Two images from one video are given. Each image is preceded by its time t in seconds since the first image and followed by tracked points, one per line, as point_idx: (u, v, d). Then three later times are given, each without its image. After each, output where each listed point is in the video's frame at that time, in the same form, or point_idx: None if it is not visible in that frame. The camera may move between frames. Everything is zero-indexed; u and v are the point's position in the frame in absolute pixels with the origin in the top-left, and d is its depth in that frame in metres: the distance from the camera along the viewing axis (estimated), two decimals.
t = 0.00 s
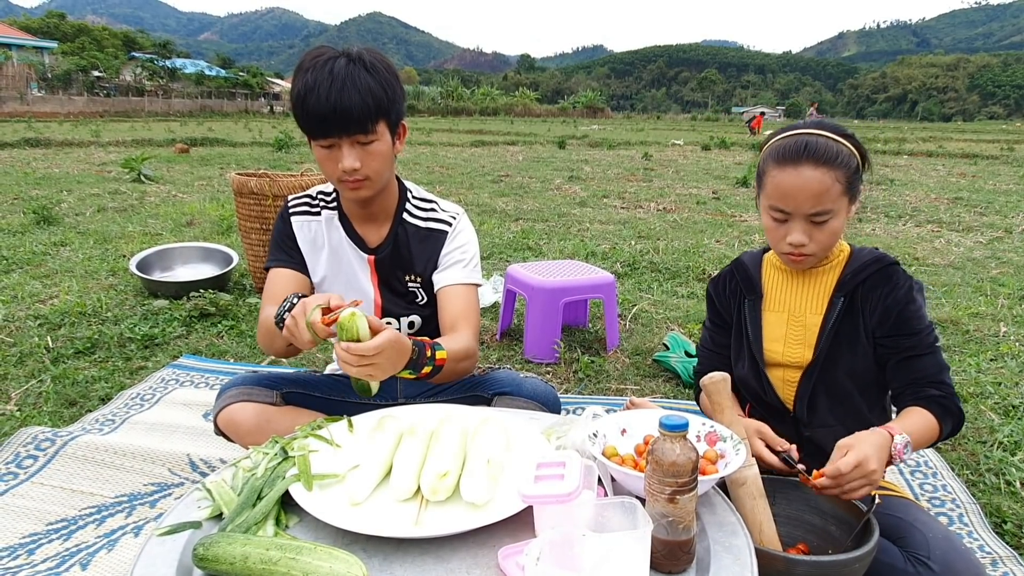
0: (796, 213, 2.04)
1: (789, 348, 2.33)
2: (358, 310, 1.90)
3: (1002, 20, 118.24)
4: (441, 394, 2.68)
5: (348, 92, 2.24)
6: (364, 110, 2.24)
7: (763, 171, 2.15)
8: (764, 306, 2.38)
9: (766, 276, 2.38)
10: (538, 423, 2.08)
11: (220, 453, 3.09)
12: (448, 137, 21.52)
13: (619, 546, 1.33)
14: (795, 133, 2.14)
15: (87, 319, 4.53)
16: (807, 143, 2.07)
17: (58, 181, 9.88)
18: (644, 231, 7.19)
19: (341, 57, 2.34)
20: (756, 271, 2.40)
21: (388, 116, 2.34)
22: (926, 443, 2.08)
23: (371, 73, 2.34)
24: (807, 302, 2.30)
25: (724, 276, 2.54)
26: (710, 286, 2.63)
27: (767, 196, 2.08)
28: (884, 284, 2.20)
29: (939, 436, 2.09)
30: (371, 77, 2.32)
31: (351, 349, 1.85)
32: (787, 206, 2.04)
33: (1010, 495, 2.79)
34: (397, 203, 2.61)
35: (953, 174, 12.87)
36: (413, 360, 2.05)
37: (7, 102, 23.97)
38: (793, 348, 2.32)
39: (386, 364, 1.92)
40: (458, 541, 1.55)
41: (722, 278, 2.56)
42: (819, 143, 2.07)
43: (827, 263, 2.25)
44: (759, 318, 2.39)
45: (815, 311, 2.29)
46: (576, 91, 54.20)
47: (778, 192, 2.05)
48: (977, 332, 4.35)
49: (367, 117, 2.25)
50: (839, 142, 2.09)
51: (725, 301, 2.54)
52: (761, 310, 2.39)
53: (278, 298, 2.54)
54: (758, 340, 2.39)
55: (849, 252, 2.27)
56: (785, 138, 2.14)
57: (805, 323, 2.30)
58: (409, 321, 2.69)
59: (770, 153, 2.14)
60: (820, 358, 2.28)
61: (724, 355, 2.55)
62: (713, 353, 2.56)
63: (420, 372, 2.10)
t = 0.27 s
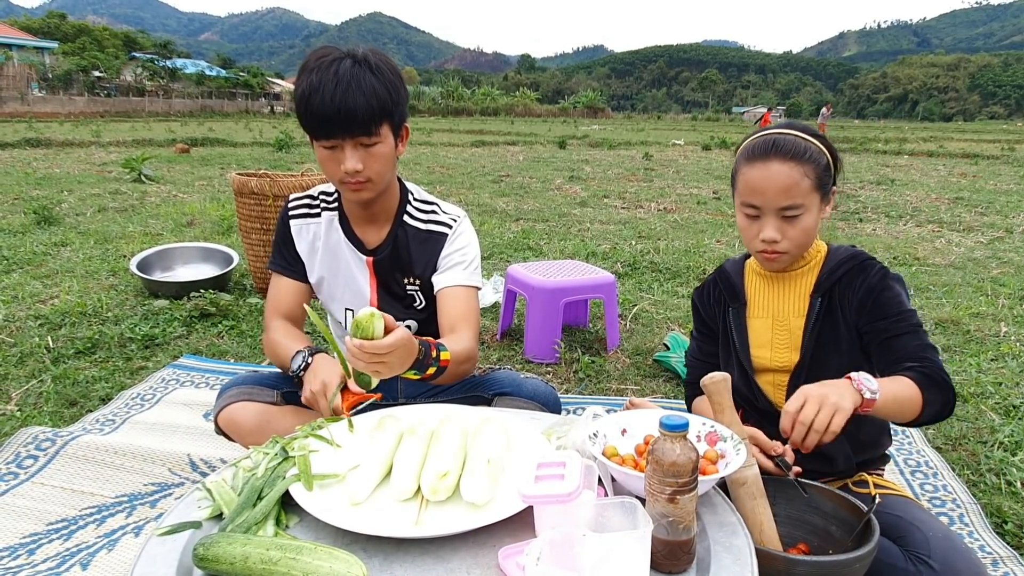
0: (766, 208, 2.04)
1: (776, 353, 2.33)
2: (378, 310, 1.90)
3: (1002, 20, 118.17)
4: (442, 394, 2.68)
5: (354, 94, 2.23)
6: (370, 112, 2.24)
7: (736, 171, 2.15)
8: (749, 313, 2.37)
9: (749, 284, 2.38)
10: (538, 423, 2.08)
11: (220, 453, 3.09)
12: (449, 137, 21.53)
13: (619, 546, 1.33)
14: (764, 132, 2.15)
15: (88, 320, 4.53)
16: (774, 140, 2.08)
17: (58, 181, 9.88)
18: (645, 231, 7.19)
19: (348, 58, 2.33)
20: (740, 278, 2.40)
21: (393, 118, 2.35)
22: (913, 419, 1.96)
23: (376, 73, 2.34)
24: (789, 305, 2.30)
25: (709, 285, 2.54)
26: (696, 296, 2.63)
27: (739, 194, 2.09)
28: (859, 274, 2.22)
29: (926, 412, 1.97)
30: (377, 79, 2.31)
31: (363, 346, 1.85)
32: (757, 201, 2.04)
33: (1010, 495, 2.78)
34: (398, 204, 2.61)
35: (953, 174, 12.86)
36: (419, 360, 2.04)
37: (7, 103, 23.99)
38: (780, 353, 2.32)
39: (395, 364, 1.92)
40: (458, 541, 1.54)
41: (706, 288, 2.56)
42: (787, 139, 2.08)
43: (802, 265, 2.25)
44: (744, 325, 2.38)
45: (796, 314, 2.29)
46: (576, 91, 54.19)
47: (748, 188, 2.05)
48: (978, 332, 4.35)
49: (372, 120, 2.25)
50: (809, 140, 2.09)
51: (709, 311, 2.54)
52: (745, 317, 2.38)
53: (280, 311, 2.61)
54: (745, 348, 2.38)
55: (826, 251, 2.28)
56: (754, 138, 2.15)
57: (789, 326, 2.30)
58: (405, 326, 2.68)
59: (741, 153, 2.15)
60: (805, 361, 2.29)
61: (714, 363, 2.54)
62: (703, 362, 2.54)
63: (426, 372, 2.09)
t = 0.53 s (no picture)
0: (740, 210, 2.04)
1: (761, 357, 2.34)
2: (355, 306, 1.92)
3: (1003, 20, 118.13)
4: (442, 394, 2.68)
5: (350, 93, 2.23)
6: (366, 110, 2.24)
7: (711, 177, 2.16)
8: (732, 319, 2.39)
9: (731, 290, 2.40)
10: (538, 423, 2.08)
11: (221, 452, 3.09)
12: (449, 138, 21.53)
13: (620, 547, 1.33)
14: (738, 137, 2.16)
15: (89, 319, 4.53)
16: (744, 143, 2.09)
17: (59, 182, 9.89)
18: (645, 231, 7.19)
19: (343, 57, 2.33)
20: (723, 286, 2.42)
21: (391, 116, 2.34)
22: (841, 388, 1.84)
23: (373, 72, 2.34)
24: (764, 309, 2.31)
25: (696, 294, 2.56)
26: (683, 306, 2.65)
27: (713, 197, 2.09)
28: (818, 265, 2.21)
29: (855, 377, 1.85)
30: (374, 78, 2.32)
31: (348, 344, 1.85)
32: (729, 203, 2.04)
33: (1011, 495, 2.78)
34: (398, 203, 2.61)
35: (954, 174, 12.85)
36: (414, 358, 2.04)
37: (8, 103, 23.99)
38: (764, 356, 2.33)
39: (386, 362, 1.91)
40: (459, 541, 1.55)
41: (694, 296, 2.58)
42: (757, 142, 2.08)
43: (777, 269, 2.26)
44: (728, 332, 2.39)
45: (774, 316, 2.30)
46: (577, 91, 54.17)
47: (721, 191, 2.05)
48: (979, 332, 4.35)
49: (368, 118, 2.25)
50: (779, 142, 2.10)
51: (697, 319, 2.55)
52: (729, 323, 2.39)
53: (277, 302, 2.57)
54: (729, 354, 2.39)
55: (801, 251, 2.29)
56: (728, 143, 2.16)
57: (769, 330, 2.31)
58: (409, 321, 2.70)
59: (714, 159, 2.16)
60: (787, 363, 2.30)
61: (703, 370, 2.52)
62: (692, 369, 2.52)
63: (423, 370, 2.09)
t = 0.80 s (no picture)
0: (721, 217, 2.04)
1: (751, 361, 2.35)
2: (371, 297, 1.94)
3: (1004, 19, 118.03)
4: (442, 394, 2.68)
5: (354, 92, 2.24)
6: (370, 109, 2.24)
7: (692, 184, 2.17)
8: (724, 325, 2.39)
9: (722, 295, 2.40)
10: (539, 423, 2.08)
11: (221, 452, 3.09)
12: (450, 137, 21.52)
13: (621, 546, 1.33)
14: (715, 146, 2.16)
15: (90, 319, 4.53)
16: (721, 150, 2.10)
17: (60, 182, 9.89)
18: (646, 231, 7.19)
19: (348, 56, 2.33)
20: (714, 291, 2.42)
21: (394, 116, 2.35)
22: (820, 389, 1.85)
23: (377, 72, 2.34)
24: (752, 313, 2.32)
25: (689, 300, 2.56)
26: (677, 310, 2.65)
27: (695, 205, 2.09)
28: (796, 265, 2.21)
29: (833, 376, 1.86)
30: (377, 77, 2.32)
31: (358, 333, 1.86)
32: (711, 210, 2.04)
33: (1013, 494, 2.78)
34: (399, 203, 2.61)
35: (955, 174, 12.85)
36: (419, 355, 2.03)
37: (8, 103, 24.00)
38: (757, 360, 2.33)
39: (393, 355, 1.91)
40: (460, 541, 1.54)
41: (686, 302, 2.58)
42: (735, 149, 2.09)
43: (764, 273, 2.26)
44: (720, 336, 2.40)
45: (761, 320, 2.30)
46: (577, 91, 54.15)
47: (701, 198, 2.06)
48: (980, 332, 4.34)
49: (372, 117, 2.26)
50: (757, 147, 2.11)
51: (690, 323, 2.55)
52: (722, 328, 2.40)
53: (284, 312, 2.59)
54: (722, 359, 2.39)
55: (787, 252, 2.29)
56: (706, 152, 2.17)
57: (759, 334, 2.31)
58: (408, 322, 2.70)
59: (693, 168, 2.16)
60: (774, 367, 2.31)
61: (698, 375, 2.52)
62: (687, 374, 2.53)
63: (425, 367, 2.08)
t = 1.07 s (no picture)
0: (707, 222, 2.03)
1: (745, 364, 2.35)
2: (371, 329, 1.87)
3: (1003, 19, 118.03)
4: (442, 393, 2.68)
5: (353, 91, 2.24)
6: (369, 108, 2.24)
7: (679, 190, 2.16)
8: (719, 328, 2.40)
9: (717, 298, 2.40)
10: (538, 422, 2.08)
11: (221, 452, 3.09)
12: (450, 137, 21.51)
13: (621, 546, 1.33)
14: (699, 151, 2.16)
15: (89, 319, 4.53)
16: (705, 155, 2.09)
17: (60, 181, 9.88)
18: (646, 230, 7.18)
19: (346, 55, 2.33)
20: (708, 293, 2.43)
21: (392, 115, 2.34)
22: (800, 400, 1.84)
23: (376, 71, 2.33)
24: (744, 317, 2.32)
25: (685, 302, 2.57)
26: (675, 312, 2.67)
27: (682, 210, 2.09)
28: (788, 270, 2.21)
29: (813, 387, 1.84)
30: (376, 76, 2.32)
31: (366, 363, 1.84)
32: (697, 215, 2.03)
33: (1013, 494, 2.77)
34: (398, 202, 2.61)
35: (955, 173, 12.84)
36: (424, 362, 2.05)
37: (8, 103, 24.00)
38: (749, 363, 2.34)
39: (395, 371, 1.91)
40: (459, 541, 1.54)
41: (682, 304, 2.59)
42: (719, 153, 2.09)
43: (754, 278, 2.26)
44: (715, 340, 2.41)
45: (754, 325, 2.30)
46: (577, 91, 54.14)
47: (687, 203, 2.05)
48: (980, 332, 4.34)
49: (371, 116, 2.26)
50: (741, 151, 2.11)
51: (686, 326, 2.57)
52: (717, 331, 2.41)
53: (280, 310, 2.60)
54: (718, 361, 2.41)
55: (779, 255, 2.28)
56: (689, 159, 2.17)
57: (752, 339, 2.32)
58: (409, 321, 2.70)
59: (679, 173, 2.16)
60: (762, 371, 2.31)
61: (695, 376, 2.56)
62: (684, 376, 2.57)
63: (428, 373, 2.10)
